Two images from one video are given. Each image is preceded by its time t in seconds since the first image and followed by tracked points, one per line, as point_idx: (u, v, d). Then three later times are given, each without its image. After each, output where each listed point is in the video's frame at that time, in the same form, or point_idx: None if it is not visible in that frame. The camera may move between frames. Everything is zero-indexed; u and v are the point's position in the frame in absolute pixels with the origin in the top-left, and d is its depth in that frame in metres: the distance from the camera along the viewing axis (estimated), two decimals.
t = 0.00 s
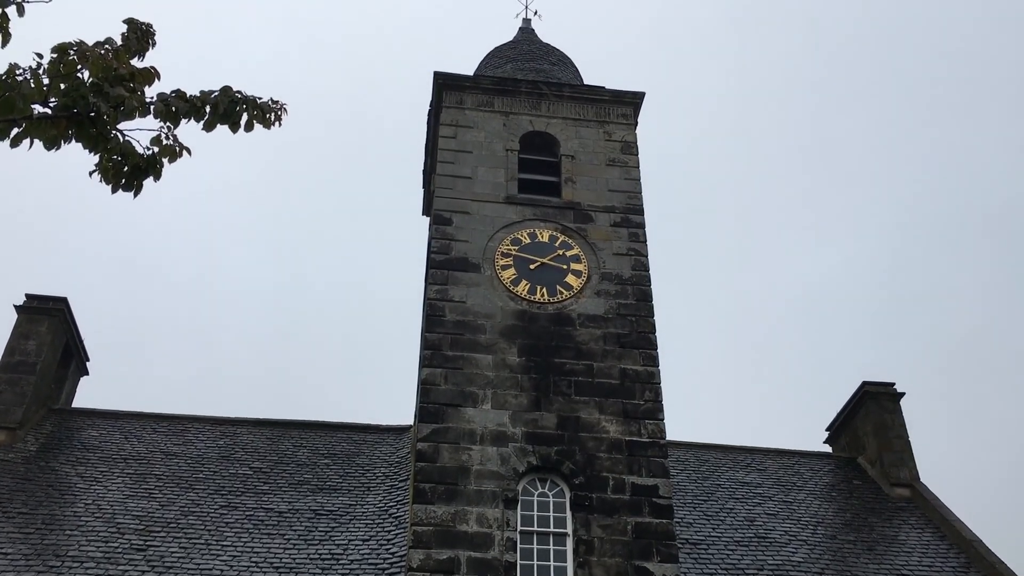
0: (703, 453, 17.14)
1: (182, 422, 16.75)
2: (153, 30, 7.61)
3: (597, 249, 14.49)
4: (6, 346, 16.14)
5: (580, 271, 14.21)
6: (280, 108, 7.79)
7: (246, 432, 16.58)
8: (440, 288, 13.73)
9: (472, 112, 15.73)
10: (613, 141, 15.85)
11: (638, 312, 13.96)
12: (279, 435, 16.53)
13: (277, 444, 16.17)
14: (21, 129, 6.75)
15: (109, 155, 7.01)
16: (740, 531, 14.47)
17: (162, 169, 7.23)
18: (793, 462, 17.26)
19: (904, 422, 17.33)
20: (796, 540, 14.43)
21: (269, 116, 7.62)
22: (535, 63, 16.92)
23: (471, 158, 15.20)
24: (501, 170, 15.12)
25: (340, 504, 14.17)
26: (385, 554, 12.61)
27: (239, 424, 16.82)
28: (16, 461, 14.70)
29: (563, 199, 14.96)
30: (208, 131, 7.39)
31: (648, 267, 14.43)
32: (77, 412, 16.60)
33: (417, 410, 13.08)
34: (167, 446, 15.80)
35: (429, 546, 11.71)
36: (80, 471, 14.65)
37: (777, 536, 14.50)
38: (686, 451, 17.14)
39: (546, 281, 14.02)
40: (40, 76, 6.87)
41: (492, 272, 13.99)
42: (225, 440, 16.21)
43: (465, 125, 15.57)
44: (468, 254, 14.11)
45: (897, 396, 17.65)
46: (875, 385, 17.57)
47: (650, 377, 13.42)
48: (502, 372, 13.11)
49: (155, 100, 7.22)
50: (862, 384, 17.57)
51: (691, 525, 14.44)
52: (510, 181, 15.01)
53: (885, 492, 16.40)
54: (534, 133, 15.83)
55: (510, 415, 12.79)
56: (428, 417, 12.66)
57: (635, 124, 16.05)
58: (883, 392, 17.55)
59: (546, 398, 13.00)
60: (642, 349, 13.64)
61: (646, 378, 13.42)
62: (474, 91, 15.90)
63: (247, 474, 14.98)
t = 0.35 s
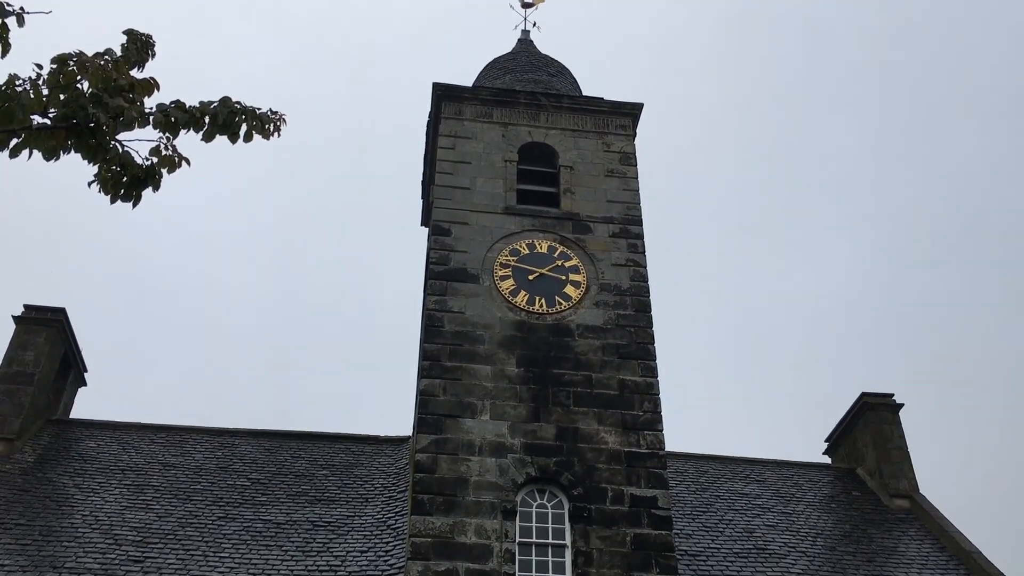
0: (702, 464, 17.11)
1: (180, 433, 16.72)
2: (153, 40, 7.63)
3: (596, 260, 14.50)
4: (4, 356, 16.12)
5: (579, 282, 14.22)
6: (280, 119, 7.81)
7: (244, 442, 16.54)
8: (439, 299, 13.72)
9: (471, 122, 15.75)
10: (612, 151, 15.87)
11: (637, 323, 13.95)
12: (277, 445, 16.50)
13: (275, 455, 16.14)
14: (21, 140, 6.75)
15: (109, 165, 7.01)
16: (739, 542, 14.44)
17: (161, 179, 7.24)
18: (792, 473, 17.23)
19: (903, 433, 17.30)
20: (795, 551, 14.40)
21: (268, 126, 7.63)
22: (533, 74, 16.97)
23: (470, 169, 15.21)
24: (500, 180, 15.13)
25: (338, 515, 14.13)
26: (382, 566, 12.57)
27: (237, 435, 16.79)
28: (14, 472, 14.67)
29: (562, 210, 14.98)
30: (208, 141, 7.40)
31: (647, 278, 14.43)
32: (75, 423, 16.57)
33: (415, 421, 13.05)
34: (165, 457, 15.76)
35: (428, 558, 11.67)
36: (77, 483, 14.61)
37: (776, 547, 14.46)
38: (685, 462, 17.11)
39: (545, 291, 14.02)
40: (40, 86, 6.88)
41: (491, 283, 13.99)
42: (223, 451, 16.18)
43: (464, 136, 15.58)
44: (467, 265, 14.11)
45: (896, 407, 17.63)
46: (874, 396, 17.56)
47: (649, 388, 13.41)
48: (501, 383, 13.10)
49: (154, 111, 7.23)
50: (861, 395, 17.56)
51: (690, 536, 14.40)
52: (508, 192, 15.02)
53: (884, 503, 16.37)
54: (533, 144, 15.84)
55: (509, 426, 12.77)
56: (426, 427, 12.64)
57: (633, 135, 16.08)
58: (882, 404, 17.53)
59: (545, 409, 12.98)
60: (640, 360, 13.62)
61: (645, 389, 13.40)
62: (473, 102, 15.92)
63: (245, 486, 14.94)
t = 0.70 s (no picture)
0: (702, 474, 17.08)
1: (178, 443, 16.70)
2: (153, 52, 7.66)
3: (595, 270, 14.50)
4: (3, 367, 16.11)
5: (578, 292, 14.22)
6: (279, 130, 7.85)
7: (243, 453, 16.53)
8: (438, 309, 13.72)
9: (470, 133, 15.79)
10: (611, 161, 15.90)
11: (636, 333, 13.94)
12: (276, 456, 16.48)
13: (274, 466, 16.12)
14: (21, 151, 6.79)
15: (108, 177, 7.03)
16: (739, 553, 14.41)
17: (160, 191, 7.27)
18: (792, 484, 17.19)
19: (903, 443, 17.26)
20: (795, 562, 14.36)
21: (268, 137, 7.67)
22: (533, 85, 17.02)
23: (469, 179, 15.23)
24: (499, 190, 15.16)
25: (337, 526, 14.10)
26: None
27: (236, 445, 16.76)
28: (13, 483, 14.65)
29: (562, 220, 15.00)
30: (208, 152, 7.43)
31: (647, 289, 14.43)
32: (73, 434, 16.54)
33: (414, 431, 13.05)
34: (164, 468, 15.74)
35: (427, 570, 11.63)
36: (76, 494, 14.58)
37: (775, 558, 14.43)
38: (685, 473, 17.08)
39: (544, 301, 14.03)
40: (40, 98, 6.90)
41: (490, 292, 14.00)
42: (222, 462, 16.16)
43: (463, 146, 15.62)
44: (466, 275, 14.12)
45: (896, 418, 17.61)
46: (874, 406, 17.55)
47: (648, 399, 13.40)
48: (500, 394, 13.09)
49: (154, 122, 7.27)
50: (861, 405, 17.55)
51: (690, 547, 14.37)
52: (507, 202, 15.04)
53: (884, 513, 16.34)
54: (532, 155, 15.87)
55: (508, 437, 12.76)
56: (425, 437, 12.63)
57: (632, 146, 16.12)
58: (882, 415, 17.51)
59: (544, 420, 12.97)
60: (640, 371, 13.62)
61: (644, 399, 13.39)
62: (473, 113, 15.97)
63: (243, 496, 14.92)
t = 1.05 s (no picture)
0: (702, 481, 17.05)
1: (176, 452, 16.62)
2: (153, 60, 7.63)
3: (594, 278, 14.29)
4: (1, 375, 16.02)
5: (578, 299, 14.05)
6: (279, 137, 7.85)
7: (241, 461, 16.46)
8: (437, 316, 13.61)
9: (470, 140, 15.04)
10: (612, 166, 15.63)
11: (635, 340, 13.85)
12: (275, 464, 16.41)
13: (273, 474, 16.05)
14: (21, 159, 6.85)
15: (108, 185, 7.08)
16: (739, 561, 14.40)
17: (160, 199, 7.27)
18: (792, 491, 17.16)
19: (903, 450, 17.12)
20: (794, 570, 14.35)
21: (268, 146, 7.68)
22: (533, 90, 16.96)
23: (468, 187, 14.72)
24: (498, 198, 14.69)
25: (336, 534, 14.05)
26: None
27: (234, 453, 16.68)
28: (9, 490, 14.57)
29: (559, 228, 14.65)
30: (207, 161, 7.44)
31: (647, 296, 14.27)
32: (70, 442, 16.47)
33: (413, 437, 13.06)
34: (161, 476, 15.67)
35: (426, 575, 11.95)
36: (73, 502, 14.51)
37: (775, 566, 14.42)
38: (685, 480, 17.05)
39: (543, 309, 13.91)
40: (40, 106, 6.88)
41: (489, 300, 13.81)
42: (220, 469, 16.09)
43: (463, 154, 14.99)
44: (465, 282, 13.90)
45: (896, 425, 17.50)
46: (874, 413, 17.43)
47: (648, 406, 13.33)
48: (500, 401, 13.05)
49: (154, 130, 7.28)
50: (860, 411, 17.45)
51: (689, 555, 14.34)
52: (507, 209, 14.63)
53: (883, 520, 16.32)
54: (532, 164, 15.19)
55: (508, 444, 12.75)
56: (425, 445, 12.62)
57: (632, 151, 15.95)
58: (882, 421, 17.38)
59: (544, 427, 12.96)
60: (639, 378, 13.54)
61: (643, 406, 13.34)
62: (471, 120, 15.20)
63: (242, 505, 14.85)
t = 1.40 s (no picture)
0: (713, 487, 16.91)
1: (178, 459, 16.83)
2: (151, 62, 7.75)
3: (597, 270, 13.17)
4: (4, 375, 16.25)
5: (579, 299, 12.95)
6: (276, 139, 7.98)
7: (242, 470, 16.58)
8: (437, 317, 13.35)
9: (470, 141, 14.94)
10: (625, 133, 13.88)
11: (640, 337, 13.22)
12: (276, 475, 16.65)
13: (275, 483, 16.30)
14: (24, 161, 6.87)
15: (107, 187, 7.16)
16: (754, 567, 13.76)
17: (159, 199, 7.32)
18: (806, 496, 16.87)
19: None
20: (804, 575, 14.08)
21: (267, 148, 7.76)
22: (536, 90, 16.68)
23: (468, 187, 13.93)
24: (496, 198, 13.72)
25: (335, 538, 14.07)
26: None
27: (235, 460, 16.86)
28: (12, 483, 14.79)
29: (560, 229, 13.53)
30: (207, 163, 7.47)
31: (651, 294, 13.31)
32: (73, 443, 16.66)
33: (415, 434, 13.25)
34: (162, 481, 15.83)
35: None
36: (73, 500, 14.69)
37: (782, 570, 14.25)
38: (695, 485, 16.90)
39: (542, 313, 13.06)
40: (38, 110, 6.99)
41: (487, 302, 13.21)
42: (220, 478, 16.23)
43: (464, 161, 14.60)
44: (463, 283, 13.37)
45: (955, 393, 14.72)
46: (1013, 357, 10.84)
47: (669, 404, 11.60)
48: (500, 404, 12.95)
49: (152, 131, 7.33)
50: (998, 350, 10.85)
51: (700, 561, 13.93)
52: (507, 209, 13.67)
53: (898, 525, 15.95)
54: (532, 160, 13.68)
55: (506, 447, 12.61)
56: (424, 446, 12.84)
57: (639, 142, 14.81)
58: None
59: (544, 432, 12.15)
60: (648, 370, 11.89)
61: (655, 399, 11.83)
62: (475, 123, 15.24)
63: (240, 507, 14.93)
